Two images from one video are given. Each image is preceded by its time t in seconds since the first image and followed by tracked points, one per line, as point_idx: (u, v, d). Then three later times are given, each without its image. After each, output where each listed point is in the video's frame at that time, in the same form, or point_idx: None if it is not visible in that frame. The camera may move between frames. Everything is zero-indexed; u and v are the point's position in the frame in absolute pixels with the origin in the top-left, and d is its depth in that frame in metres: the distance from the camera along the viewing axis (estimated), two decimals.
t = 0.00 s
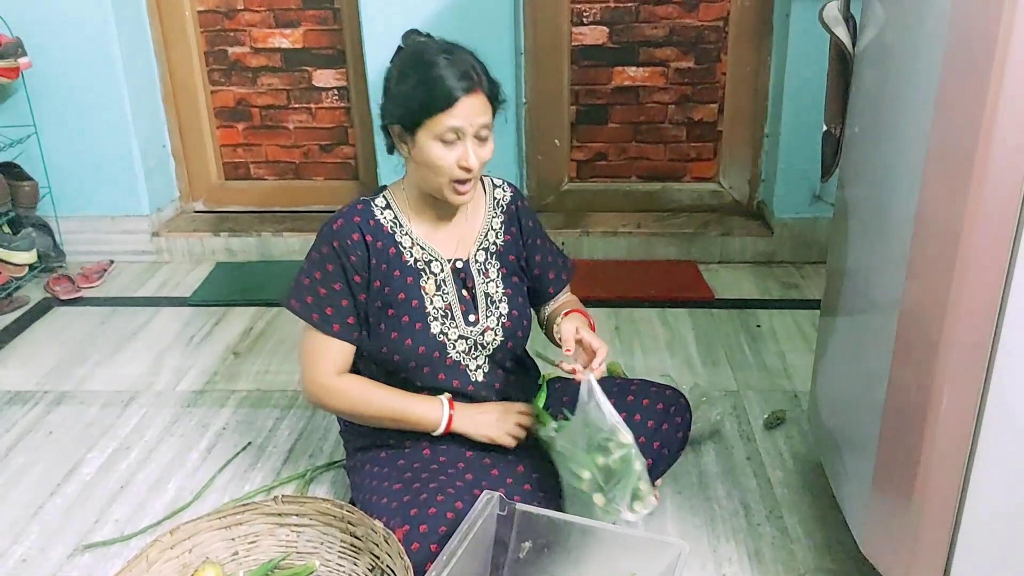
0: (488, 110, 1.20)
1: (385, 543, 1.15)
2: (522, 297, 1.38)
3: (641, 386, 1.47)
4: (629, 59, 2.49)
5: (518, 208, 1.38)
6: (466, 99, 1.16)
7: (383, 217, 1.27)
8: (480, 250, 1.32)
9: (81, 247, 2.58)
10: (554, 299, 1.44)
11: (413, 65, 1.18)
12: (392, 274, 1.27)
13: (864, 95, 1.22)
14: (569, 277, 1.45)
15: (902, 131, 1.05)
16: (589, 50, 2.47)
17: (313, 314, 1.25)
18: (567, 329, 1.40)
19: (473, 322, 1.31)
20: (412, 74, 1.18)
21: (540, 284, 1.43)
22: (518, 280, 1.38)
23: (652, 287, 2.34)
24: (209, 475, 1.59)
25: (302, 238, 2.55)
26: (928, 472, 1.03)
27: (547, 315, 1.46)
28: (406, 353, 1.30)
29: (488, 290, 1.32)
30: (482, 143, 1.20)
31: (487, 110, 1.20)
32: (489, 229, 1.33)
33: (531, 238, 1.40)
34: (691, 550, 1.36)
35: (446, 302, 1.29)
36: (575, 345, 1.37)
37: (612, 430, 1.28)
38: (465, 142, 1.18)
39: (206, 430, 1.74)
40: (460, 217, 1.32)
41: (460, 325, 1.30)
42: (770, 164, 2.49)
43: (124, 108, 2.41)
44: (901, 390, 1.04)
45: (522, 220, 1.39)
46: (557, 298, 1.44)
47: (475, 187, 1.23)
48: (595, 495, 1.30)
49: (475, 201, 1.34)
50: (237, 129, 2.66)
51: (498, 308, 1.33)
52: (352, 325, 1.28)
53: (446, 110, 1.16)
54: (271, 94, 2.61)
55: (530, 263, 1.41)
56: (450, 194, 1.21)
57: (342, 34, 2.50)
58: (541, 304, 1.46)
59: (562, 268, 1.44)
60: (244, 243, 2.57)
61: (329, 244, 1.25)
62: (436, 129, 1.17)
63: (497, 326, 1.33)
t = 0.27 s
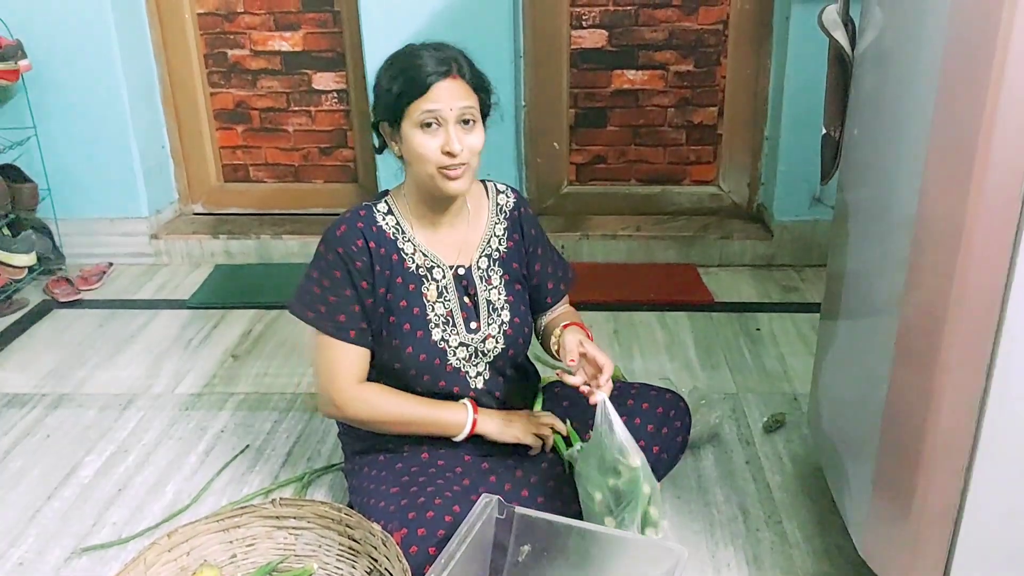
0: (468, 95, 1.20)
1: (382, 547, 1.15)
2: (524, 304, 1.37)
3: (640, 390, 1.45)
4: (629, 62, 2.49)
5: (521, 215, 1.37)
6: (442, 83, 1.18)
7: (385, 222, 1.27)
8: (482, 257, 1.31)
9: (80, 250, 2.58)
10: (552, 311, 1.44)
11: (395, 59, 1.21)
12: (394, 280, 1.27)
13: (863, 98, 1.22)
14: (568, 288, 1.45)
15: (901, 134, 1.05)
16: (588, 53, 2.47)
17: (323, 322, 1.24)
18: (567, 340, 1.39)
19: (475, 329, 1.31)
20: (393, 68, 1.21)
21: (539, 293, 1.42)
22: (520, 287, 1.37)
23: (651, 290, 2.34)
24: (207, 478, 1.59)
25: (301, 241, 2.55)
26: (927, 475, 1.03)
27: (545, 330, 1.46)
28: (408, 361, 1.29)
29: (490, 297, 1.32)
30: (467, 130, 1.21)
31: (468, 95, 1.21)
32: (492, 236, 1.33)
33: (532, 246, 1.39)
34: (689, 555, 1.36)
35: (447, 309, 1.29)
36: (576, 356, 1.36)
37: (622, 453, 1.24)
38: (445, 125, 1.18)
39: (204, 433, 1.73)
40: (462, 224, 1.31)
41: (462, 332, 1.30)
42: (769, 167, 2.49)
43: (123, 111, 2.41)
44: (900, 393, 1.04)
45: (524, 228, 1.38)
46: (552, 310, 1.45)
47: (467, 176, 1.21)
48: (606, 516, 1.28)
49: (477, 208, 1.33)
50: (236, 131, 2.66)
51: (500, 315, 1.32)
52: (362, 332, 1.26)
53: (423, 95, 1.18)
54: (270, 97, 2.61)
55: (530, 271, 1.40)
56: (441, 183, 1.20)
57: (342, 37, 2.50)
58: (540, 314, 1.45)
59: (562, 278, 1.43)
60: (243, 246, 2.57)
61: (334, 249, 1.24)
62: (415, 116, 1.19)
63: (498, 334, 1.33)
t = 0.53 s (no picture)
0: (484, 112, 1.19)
1: (380, 548, 1.14)
2: (524, 307, 1.36)
3: (639, 392, 1.46)
4: (628, 64, 2.49)
5: (522, 218, 1.36)
6: (464, 102, 1.17)
7: (385, 224, 1.27)
8: (482, 260, 1.31)
9: (79, 251, 2.58)
10: (544, 317, 1.41)
11: (411, 68, 1.19)
12: (394, 283, 1.26)
13: (860, 100, 1.22)
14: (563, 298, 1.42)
15: (898, 136, 1.05)
16: (587, 54, 2.48)
17: (327, 325, 1.24)
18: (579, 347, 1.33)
19: (473, 333, 1.31)
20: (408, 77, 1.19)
21: (532, 298, 1.40)
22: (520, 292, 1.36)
23: (651, 291, 2.34)
24: (206, 480, 1.59)
25: (300, 242, 2.55)
26: (925, 475, 1.03)
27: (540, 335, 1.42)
28: (405, 363, 1.29)
29: (489, 301, 1.31)
30: (481, 148, 1.20)
31: (484, 113, 1.20)
32: (492, 239, 1.32)
33: (529, 252, 1.37)
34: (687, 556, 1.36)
35: (446, 312, 1.28)
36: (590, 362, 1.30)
37: (609, 480, 1.26)
38: (462, 144, 1.18)
39: (203, 434, 1.73)
40: (463, 230, 1.30)
41: (459, 336, 1.30)
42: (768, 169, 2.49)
43: (122, 113, 2.41)
44: (898, 394, 1.04)
45: (524, 232, 1.36)
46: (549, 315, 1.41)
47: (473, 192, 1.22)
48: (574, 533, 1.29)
49: (478, 211, 1.32)
50: (235, 133, 2.66)
51: (498, 319, 1.32)
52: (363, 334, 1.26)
53: (442, 111, 1.16)
54: (269, 98, 2.61)
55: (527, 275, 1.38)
56: (449, 199, 1.20)
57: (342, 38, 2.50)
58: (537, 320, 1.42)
59: (559, 286, 1.41)
60: (242, 247, 2.57)
61: (336, 252, 1.24)
62: (433, 131, 1.17)
63: (496, 338, 1.33)
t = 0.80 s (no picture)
0: (500, 131, 1.18)
1: (380, 551, 1.14)
2: (527, 314, 1.36)
3: (639, 395, 1.46)
4: (628, 66, 2.49)
5: (527, 224, 1.37)
6: (481, 121, 1.15)
7: (390, 228, 1.27)
8: (486, 265, 1.31)
9: (79, 254, 2.58)
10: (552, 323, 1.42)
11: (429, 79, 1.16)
12: (396, 287, 1.26)
13: (859, 103, 1.22)
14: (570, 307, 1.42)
15: (897, 139, 1.05)
16: (586, 57, 2.48)
17: (313, 325, 1.25)
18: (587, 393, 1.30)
19: (475, 338, 1.30)
20: (428, 89, 1.16)
21: (539, 304, 1.40)
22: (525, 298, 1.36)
23: (651, 294, 2.34)
24: (205, 482, 1.59)
25: (301, 245, 2.55)
26: (925, 478, 1.03)
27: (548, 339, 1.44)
28: (407, 368, 1.29)
29: (492, 306, 1.31)
30: (493, 164, 1.19)
31: (500, 131, 1.18)
32: (496, 245, 1.32)
33: (534, 257, 1.38)
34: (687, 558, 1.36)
35: (448, 317, 1.28)
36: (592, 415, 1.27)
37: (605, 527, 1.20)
38: (475, 162, 1.16)
39: (203, 437, 1.73)
40: (468, 236, 1.30)
41: (462, 341, 1.29)
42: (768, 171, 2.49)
43: (123, 115, 2.41)
44: (897, 397, 1.04)
45: (530, 237, 1.37)
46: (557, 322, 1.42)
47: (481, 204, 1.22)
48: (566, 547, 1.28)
49: (483, 218, 1.33)
50: (235, 135, 2.66)
51: (501, 324, 1.32)
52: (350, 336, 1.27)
53: (458, 128, 1.14)
54: (269, 101, 2.61)
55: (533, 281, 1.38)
56: (457, 212, 1.20)
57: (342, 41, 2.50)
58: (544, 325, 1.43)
59: (565, 292, 1.41)
60: (242, 249, 2.57)
61: (334, 255, 1.24)
62: (448, 146, 1.15)
63: (499, 343, 1.32)
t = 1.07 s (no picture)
0: (513, 134, 1.17)
1: (378, 554, 1.14)
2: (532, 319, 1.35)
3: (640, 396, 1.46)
4: (627, 67, 2.49)
5: (536, 227, 1.35)
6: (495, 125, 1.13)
7: (397, 231, 1.26)
8: (492, 270, 1.29)
9: (78, 255, 2.58)
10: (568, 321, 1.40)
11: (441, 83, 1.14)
12: (403, 290, 1.26)
13: (858, 105, 1.22)
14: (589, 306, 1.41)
15: (896, 141, 1.05)
16: (585, 58, 2.48)
17: (324, 329, 1.24)
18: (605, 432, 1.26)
19: (480, 343, 1.29)
20: (439, 94, 1.14)
21: (552, 303, 1.39)
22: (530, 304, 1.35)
23: (650, 295, 2.34)
24: (204, 484, 1.58)
25: (300, 246, 2.55)
26: (924, 479, 1.03)
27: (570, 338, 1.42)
28: (410, 371, 1.29)
29: (497, 312, 1.30)
30: (505, 168, 1.18)
31: (513, 135, 1.17)
32: (503, 249, 1.30)
33: (544, 259, 1.36)
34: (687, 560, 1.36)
35: (453, 322, 1.28)
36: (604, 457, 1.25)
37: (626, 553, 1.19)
38: (488, 166, 1.15)
39: (201, 438, 1.73)
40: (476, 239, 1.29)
41: (467, 347, 1.29)
42: (767, 172, 2.49)
43: (122, 117, 2.41)
44: (897, 399, 1.04)
45: (537, 242, 1.35)
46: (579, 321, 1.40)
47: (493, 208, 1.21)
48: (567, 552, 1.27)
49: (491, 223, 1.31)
50: (234, 137, 2.67)
51: (505, 330, 1.31)
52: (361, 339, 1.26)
53: (473, 133, 1.13)
54: (269, 102, 2.61)
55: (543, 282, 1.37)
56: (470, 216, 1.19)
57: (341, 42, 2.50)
58: (563, 323, 1.41)
59: (580, 291, 1.40)
60: (241, 250, 2.57)
61: (341, 258, 1.24)
62: (461, 151, 1.14)
63: (503, 348, 1.31)
